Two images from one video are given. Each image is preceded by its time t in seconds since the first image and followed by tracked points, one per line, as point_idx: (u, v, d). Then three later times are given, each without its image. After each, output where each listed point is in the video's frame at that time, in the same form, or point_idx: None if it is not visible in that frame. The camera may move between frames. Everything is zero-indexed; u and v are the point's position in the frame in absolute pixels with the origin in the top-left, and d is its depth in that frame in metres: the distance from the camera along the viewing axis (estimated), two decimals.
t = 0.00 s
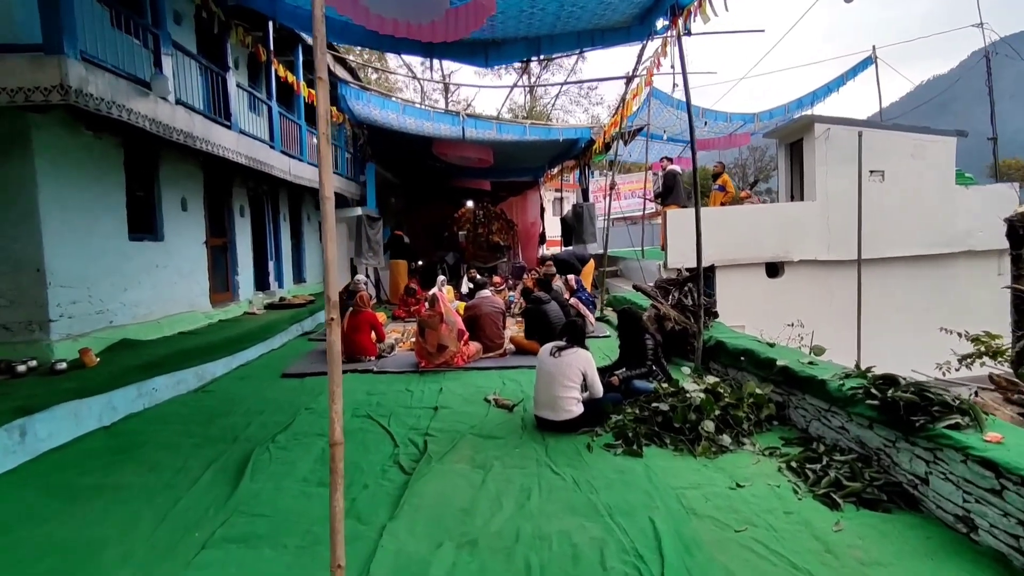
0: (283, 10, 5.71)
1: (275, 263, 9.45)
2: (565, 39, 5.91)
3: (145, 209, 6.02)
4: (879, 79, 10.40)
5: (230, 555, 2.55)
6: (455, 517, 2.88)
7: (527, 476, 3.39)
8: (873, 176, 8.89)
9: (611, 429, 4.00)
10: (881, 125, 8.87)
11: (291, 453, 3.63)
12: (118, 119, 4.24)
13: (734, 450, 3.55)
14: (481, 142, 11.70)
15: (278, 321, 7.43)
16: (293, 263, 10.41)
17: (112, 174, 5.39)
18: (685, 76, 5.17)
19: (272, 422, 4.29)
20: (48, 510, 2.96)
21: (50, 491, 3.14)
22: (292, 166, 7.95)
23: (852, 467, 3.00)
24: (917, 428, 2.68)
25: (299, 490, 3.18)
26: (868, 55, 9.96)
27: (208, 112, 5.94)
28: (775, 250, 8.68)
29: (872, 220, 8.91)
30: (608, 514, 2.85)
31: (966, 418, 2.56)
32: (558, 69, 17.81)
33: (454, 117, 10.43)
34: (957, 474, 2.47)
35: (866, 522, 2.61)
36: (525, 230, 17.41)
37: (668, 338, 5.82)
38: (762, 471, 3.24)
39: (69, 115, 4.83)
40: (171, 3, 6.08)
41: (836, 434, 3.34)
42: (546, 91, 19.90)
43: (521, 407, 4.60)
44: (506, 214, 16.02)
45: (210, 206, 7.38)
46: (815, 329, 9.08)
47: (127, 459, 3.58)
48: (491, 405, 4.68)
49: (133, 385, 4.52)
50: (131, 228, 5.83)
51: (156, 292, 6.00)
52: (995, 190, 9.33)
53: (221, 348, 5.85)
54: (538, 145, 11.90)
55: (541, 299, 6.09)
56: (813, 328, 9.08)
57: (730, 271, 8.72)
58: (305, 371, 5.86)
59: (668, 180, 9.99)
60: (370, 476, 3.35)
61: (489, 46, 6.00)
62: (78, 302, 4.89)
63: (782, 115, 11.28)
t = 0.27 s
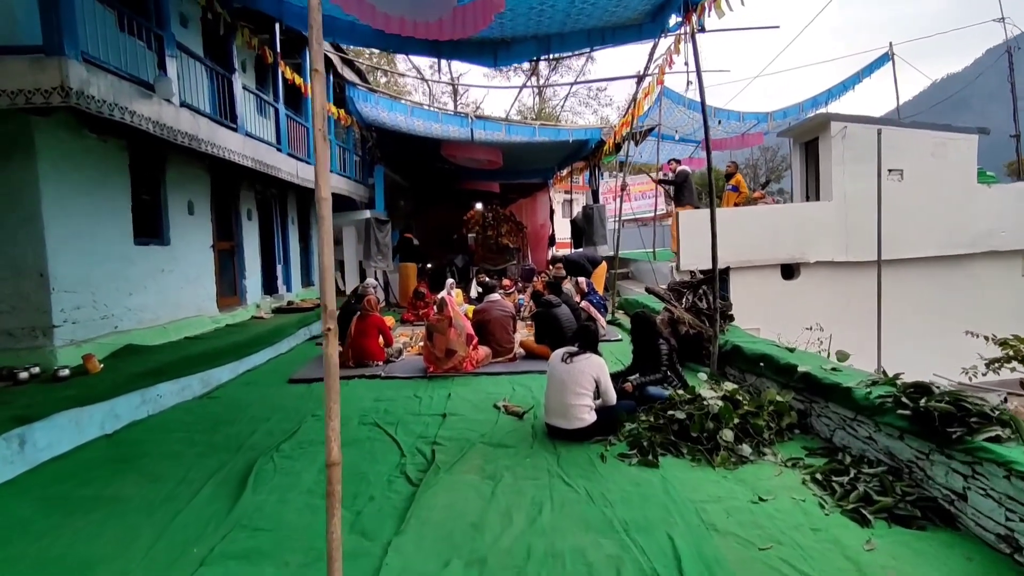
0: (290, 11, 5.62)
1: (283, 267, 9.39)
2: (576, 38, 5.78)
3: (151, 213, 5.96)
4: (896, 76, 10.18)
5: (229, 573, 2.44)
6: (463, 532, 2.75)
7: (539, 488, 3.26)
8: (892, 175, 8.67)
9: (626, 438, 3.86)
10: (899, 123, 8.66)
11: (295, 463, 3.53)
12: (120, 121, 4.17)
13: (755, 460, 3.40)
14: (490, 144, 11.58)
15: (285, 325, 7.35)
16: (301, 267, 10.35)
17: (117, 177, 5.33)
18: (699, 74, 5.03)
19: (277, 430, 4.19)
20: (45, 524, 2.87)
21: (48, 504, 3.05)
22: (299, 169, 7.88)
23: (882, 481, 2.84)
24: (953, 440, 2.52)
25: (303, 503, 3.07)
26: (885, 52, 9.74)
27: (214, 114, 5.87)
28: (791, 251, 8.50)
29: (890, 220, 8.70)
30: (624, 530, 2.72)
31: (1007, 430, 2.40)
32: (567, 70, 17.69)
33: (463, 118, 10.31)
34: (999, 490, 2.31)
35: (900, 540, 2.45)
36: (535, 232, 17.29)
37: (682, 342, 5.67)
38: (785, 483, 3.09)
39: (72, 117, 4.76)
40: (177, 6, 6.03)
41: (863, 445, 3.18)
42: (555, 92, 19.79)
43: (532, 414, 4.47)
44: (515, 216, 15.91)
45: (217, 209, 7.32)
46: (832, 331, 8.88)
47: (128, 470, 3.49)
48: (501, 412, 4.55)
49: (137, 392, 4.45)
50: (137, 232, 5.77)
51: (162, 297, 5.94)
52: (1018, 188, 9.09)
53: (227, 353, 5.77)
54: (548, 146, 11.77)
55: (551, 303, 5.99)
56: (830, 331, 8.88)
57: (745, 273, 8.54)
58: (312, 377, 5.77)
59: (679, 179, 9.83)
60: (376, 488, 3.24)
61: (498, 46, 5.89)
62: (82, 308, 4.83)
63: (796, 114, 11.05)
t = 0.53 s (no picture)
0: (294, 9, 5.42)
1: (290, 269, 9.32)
2: (584, 33, 5.62)
3: (154, 215, 5.88)
4: (915, 71, 9.92)
5: None
6: (465, 550, 2.62)
7: (545, 501, 3.12)
8: (911, 173, 8.44)
9: (636, 448, 3.71)
10: (919, 120, 8.42)
11: (293, 474, 3.42)
12: (118, 122, 4.08)
13: (773, 473, 3.24)
14: (498, 144, 11.46)
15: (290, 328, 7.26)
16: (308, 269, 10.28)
17: (119, 178, 5.25)
18: (713, 69, 4.86)
19: (277, 437, 4.08)
20: (34, 537, 2.78)
21: (38, 516, 2.96)
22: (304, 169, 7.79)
23: (911, 497, 2.67)
24: (991, 457, 2.35)
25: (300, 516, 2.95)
26: (903, 47, 9.50)
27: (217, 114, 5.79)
28: (807, 251, 8.31)
29: (909, 219, 8.47)
30: (634, 549, 2.57)
31: None
32: (577, 69, 17.53)
33: (471, 117, 10.16)
34: None
35: (932, 564, 2.28)
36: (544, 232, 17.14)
37: (694, 346, 5.51)
38: (806, 498, 2.93)
39: (72, 118, 4.69)
40: (180, 5, 5.95)
41: (889, 458, 3.02)
42: (565, 92, 19.63)
43: (539, 422, 4.33)
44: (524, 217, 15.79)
45: (222, 211, 7.24)
46: (849, 334, 8.66)
47: (123, 479, 3.39)
48: (507, 418, 4.42)
49: (136, 398, 4.36)
50: (140, 234, 5.69)
51: (165, 300, 5.87)
52: None
53: (230, 357, 5.68)
54: (558, 146, 11.62)
55: (561, 304, 5.84)
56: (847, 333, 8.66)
57: (760, 274, 8.37)
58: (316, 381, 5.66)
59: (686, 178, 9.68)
60: (376, 500, 3.12)
61: (505, 42, 5.77)
62: (83, 311, 4.74)
63: (811, 112, 10.82)
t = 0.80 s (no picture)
0: (295, 8, 5.24)
1: (295, 270, 9.25)
2: (592, 30, 5.45)
3: (156, 217, 5.80)
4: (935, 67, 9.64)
5: None
6: (464, 573, 2.48)
7: (549, 519, 2.97)
8: (931, 171, 8.20)
9: (645, 461, 3.56)
10: (939, 117, 8.19)
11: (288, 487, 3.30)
12: (113, 123, 3.97)
13: (790, 491, 3.08)
14: (506, 143, 11.31)
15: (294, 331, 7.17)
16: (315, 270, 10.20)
17: (118, 180, 5.16)
18: (727, 65, 4.68)
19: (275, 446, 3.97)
20: (18, 554, 2.67)
21: (23, 531, 2.86)
22: (308, 170, 7.68)
23: (940, 522, 2.51)
24: None
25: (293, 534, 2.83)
26: (922, 42, 9.24)
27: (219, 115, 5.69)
28: (822, 253, 8.14)
29: (929, 219, 8.24)
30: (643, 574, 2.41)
31: None
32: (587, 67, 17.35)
33: (478, 117, 9.96)
34: None
35: None
36: (553, 232, 16.99)
37: (706, 352, 5.34)
38: (826, 520, 2.76)
39: (70, 119, 4.60)
40: (183, 4, 5.86)
41: (916, 478, 2.85)
42: (575, 90, 19.46)
43: (545, 432, 4.18)
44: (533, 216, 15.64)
45: (226, 212, 7.16)
46: (866, 337, 8.44)
47: (114, 491, 3.29)
48: (511, 427, 4.28)
49: (133, 405, 4.26)
50: (140, 237, 5.61)
51: (166, 303, 5.78)
52: None
53: (231, 361, 5.58)
54: (567, 145, 11.45)
55: (568, 308, 5.77)
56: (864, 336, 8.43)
57: (775, 277, 8.20)
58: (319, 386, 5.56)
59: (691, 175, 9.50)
60: (373, 516, 2.98)
61: (511, 38, 5.62)
62: (81, 315, 4.64)
63: (827, 109, 10.57)
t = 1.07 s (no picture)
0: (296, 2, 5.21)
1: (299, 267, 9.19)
2: (597, 23, 5.34)
3: (155, 214, 5.73)
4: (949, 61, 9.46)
5: None
6: None
7: (549, 527, 2.87)
8: (947, 167, 8.08)
9: (650, 467, 3.45)
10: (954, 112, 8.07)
11: (283, 492, 3.22)
12: (107, 119, 3.90)
13: (801, 499, 2.97)
14: (512, 139, 11.20)
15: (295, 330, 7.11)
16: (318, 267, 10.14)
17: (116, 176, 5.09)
18: (736, 58, 4.56)
19: (271, 449, 3.89)
20: (3, 561, 2.60)
21: (11, 536, 2.79)
22: (310, 167, 7.60)
23: (961, 535, 2.40)
24: None
25: (285, 541, 2.74)
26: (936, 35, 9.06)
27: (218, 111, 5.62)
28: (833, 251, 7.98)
29: (942, 216, 8.08)
30: None
31: None
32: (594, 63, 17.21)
33: (483, 112, 9.82)
34: None
35: None
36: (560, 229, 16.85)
37: (714, 352, 5.22)
38: (839, 530, 2.65)
39: (66, 115, 4.53)
40: None
41: (934, 487, 2.74)
42: (582, 86, 19.33)
43: (547, 435, 4.08)
44: (539, 214, 15.53)
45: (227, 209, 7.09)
46: (877, 336, 8.30)
47: (105, 495, 3.22)
48: (513, 430, 4.18)
49: (129, 406, 4.19)
50: (139, 234, 5.54)
51: (166, 301, 5.71)
52: None
53: (230, 361, 5.51)
54: (573, 141, 11.32)
55: (572, 308, 5.65)
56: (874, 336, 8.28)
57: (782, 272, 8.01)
58: (319, 386, 5.48)
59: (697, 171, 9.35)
60: (368, 523, 2.89)
61: (515, 32, 5.49)
62: (78, 315, 4.58)
63: (838, 104, 10.40)
